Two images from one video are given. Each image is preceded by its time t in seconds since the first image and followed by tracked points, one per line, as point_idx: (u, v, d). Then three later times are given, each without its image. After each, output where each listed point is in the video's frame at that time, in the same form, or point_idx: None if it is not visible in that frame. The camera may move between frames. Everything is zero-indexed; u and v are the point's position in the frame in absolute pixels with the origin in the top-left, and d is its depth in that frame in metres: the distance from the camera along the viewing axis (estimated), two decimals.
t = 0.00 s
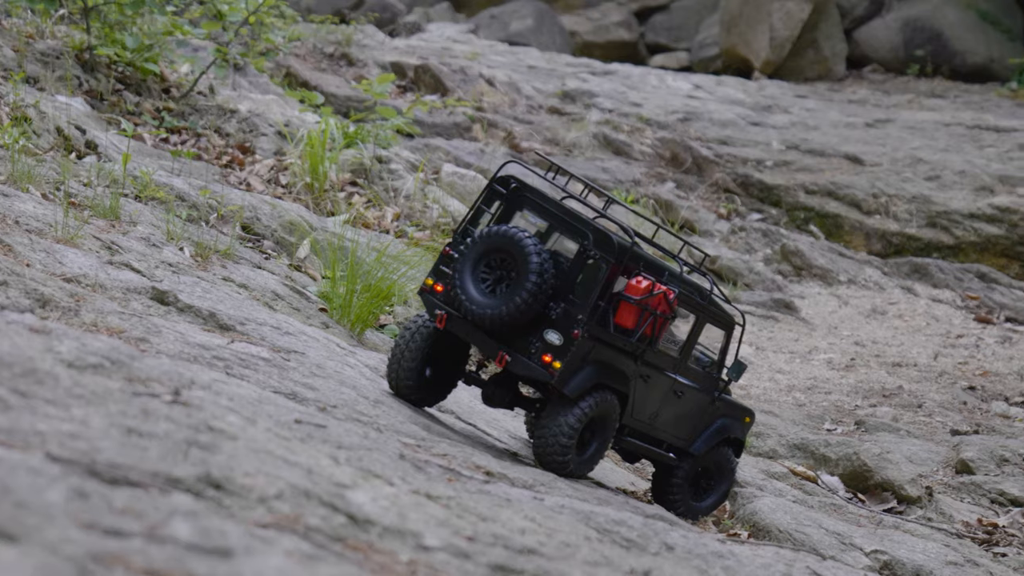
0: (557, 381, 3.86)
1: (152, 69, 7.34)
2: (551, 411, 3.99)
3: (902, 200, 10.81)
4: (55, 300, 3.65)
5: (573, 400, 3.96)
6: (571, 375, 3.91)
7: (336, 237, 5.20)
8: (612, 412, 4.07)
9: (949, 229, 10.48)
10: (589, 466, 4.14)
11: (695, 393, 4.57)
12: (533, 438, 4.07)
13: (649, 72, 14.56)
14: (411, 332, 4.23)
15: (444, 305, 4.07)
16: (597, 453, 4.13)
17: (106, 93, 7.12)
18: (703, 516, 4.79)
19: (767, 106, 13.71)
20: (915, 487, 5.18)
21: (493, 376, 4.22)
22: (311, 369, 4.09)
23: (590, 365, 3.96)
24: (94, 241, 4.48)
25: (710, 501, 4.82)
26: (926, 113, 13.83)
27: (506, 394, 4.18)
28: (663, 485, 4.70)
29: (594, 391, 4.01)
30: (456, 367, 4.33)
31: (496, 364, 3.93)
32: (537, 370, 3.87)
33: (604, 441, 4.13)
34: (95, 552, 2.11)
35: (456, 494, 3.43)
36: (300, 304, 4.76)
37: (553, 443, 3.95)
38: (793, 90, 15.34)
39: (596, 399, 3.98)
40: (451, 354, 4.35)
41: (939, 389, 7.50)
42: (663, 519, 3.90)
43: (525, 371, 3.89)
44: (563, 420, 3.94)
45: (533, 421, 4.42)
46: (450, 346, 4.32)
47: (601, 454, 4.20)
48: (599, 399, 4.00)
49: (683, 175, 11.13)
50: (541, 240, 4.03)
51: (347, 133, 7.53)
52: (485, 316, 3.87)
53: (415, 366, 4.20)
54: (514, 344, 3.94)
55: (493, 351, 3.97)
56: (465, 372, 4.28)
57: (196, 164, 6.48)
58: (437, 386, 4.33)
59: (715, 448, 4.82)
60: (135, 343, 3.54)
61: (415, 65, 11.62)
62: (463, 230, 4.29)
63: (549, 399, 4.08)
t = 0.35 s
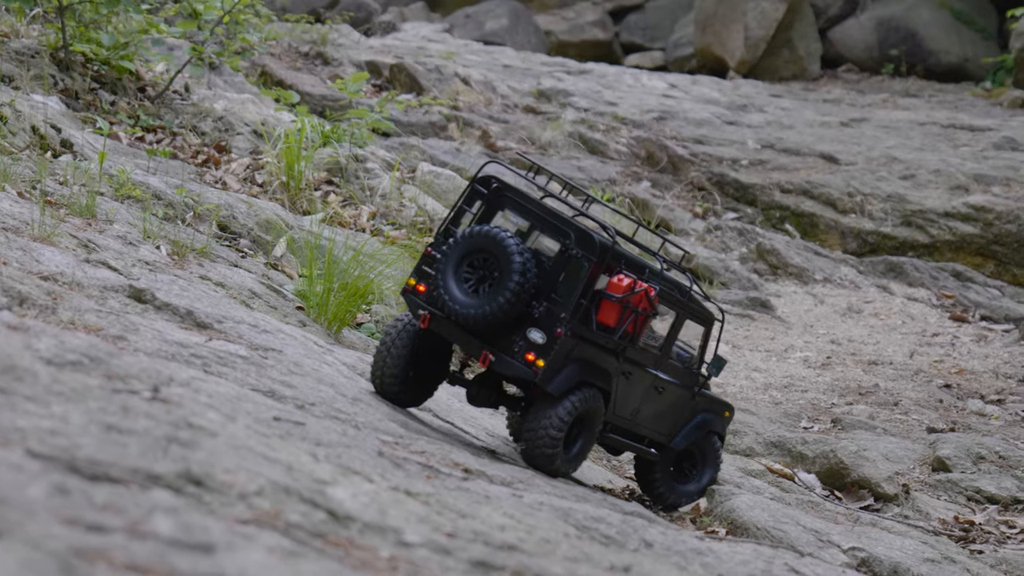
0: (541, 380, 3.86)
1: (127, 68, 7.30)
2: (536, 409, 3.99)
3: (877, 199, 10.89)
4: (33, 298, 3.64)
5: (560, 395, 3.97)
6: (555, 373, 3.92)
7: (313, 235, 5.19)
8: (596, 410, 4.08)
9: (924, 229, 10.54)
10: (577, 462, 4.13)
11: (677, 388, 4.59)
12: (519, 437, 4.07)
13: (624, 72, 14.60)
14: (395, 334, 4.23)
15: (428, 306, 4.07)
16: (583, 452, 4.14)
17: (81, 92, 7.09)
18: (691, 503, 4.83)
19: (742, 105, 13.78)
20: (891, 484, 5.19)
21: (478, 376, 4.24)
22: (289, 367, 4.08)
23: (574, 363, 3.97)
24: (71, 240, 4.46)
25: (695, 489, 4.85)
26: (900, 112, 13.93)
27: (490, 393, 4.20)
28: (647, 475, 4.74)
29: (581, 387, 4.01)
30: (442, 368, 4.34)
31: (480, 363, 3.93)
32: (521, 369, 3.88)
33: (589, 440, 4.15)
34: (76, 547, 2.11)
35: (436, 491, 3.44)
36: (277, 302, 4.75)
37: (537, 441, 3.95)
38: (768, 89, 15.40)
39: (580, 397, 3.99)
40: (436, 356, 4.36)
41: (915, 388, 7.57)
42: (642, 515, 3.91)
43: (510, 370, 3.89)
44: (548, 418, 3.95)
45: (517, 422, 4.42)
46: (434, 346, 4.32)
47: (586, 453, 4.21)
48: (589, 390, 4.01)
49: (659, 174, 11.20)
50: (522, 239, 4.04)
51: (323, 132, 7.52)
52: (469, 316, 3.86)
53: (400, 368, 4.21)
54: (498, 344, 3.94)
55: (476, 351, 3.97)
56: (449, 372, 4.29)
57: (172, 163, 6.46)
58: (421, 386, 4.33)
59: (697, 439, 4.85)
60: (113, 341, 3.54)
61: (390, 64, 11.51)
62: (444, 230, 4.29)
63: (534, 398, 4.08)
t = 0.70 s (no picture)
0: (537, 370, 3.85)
1: (107, 68, 7.26)
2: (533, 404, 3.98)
3: (857, 199, 10.95)
4: (13, 299, 3.62)
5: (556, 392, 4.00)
6: (550, 361, 3.90)
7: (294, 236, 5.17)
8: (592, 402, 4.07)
9: (904, 229, 10.61)
10: (569, 470, 4.14)
11: (668, 363, 4.62)
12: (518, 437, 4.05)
13: (605, 72, 14.62)
14: (387, 344, 4.25)
15: (414, 315, 4.07)
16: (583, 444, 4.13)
17: (61, 92, 7.04)
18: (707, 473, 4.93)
19: (722, 106, 13.82)
20: (872, 484, 5.21)
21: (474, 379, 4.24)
22: (270, 367, 4.07)
23: (566, 348, 3.97)
24: (51, 239, 4.44)
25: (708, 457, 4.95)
26: (880, 112, 14.00)
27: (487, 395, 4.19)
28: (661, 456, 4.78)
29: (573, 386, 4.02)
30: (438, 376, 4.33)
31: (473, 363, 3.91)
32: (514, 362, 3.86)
33: (590, 431, 4.16)
34: (58, 547, 2.11)
35: (417, 491, 3.44)
36: (258, 302, 4.73)
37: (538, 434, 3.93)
38: (749, 90, 15.45)
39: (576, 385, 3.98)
40: (431, 367, 4.34)
41: (896, 387, 7.60)
42: (622, 514, 3.91)
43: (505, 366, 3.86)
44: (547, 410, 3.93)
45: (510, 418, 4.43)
46: (427, 357, 4.31)
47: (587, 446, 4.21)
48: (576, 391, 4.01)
49: (640, 175, 11.20)
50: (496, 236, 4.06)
51: (305, 132, 7.49)
52: (455, 317, 3.86)
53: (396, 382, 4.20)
54: (487, 341, 3.92)
55: (468, 350, 3.95)
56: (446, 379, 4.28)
57: (153, 163, 6.43)
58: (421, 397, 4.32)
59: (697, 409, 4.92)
60: (94, 341, 3.53)
61: (371, 64, 11.55)
62: (417, 241, 4.32)
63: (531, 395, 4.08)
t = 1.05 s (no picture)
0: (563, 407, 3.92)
1: (85, 69, 7.22)
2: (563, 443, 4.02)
3: (836, 200, 11.07)
4: None
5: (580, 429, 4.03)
6: (575, 397, 3.97)
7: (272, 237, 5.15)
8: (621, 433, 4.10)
9: (883, 230, 10.75)
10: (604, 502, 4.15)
11: (693, 383, 4.73)
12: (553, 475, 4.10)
13: (584, 72, 14.64)
14: (416, 404, 4.30)
15: (438, 372, 4.16)
16: (617, 478, 4.17)
17: (39, 93, 7.00)
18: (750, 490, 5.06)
19: (701, 106, 13.85)
20: (849, 484, 5.22)
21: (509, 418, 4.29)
22: (247, 368, 4.06)
23: (589, 381, 4.03)
24: (28, 240, 4.40)
25: (750, 473, 5.08)
26: (859, 112, 14.08)
27: (523, 436, 4.25)
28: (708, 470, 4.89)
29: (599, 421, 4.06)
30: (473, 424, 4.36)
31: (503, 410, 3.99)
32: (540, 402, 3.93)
33: (624, 461, 4.17)
34: (29, 550, 2.09)
35: (393, 492, 3.43)
36: (235, 303, 4.71)
37: (569, 468, 3.96)
38: (729, 89, 15.54)
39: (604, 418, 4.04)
40: (467, 416, 4.39)
41: (874, 388, 7.62)
42: (599, 515, 3.90)
43: (532, 406, 3.94)
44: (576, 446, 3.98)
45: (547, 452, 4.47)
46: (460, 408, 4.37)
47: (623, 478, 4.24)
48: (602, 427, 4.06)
49: (618, 175, 11.08)
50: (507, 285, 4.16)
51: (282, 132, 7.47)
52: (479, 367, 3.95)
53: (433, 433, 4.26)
54: (511, 386, 4.00)
55: (495, 397, 4.03)
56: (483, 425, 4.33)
57: (131, 164, 6.42)
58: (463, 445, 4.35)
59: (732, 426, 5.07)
60: (69, 342, 3.51)
61: (350, 65, 11.53)
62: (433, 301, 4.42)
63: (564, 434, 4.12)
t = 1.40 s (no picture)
0: (586, 428, 4.06)
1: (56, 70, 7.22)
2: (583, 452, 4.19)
3: (807, 200, 11.07)
4: None
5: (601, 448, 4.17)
6: (602, 421, 4.09)
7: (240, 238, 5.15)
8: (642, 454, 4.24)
9: (853, 230, 10.81)
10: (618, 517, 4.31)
11: (742, 426, 4.72)
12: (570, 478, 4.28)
13: (556, 72, 14.61)
14: (465, 388, 4.51)
15: (486, 361, 4.36)
16: (632, 498, 4.33)
17: (9, 94, 6.97)
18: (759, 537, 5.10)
19: (674, 107, 13.86)
20: (816, 485, 5.35)
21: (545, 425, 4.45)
22: (212, 370, 4.04)
23: (621, 410, 4.13)
24: None
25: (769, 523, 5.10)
26: (830, 113, 14.18)
27: (551, 443, 4.37)
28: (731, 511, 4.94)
29: (615, 447, 4.19)
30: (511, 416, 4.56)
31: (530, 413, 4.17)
32: (567, 417, 4.09)
33: (643, 481, 4.33)
34: None
35: (355, 495, 3.40)
36: (202, 305, 4.71)
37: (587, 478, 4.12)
38: (700, 90, 15.58)
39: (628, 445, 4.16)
40: (509, 413, 4.57)
41: (842, 389, 7.76)
42: (565, 518, 3.89)
43: (558, 419, 4.11)
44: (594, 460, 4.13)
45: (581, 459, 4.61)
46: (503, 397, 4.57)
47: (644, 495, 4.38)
48: (627, 448, 4.21)
49: (589, 175, 11.20)
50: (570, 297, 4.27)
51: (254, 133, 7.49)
52: (517, 370, 4.13)
53: (468, 412, 4.50)
54: (547, 394, 4.17)
55: (529, 402, 4.21)
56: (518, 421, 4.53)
57: (100, 165, 6.41)
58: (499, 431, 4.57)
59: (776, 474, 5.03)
60: (32, 345, 3.50)
61: (321, 65, 11.56)
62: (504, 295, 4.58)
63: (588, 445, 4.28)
